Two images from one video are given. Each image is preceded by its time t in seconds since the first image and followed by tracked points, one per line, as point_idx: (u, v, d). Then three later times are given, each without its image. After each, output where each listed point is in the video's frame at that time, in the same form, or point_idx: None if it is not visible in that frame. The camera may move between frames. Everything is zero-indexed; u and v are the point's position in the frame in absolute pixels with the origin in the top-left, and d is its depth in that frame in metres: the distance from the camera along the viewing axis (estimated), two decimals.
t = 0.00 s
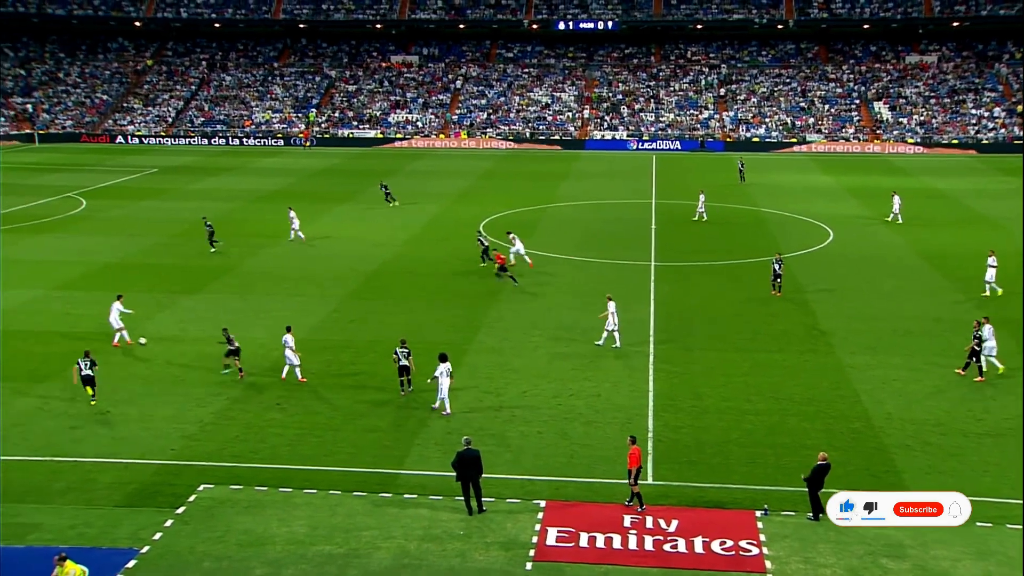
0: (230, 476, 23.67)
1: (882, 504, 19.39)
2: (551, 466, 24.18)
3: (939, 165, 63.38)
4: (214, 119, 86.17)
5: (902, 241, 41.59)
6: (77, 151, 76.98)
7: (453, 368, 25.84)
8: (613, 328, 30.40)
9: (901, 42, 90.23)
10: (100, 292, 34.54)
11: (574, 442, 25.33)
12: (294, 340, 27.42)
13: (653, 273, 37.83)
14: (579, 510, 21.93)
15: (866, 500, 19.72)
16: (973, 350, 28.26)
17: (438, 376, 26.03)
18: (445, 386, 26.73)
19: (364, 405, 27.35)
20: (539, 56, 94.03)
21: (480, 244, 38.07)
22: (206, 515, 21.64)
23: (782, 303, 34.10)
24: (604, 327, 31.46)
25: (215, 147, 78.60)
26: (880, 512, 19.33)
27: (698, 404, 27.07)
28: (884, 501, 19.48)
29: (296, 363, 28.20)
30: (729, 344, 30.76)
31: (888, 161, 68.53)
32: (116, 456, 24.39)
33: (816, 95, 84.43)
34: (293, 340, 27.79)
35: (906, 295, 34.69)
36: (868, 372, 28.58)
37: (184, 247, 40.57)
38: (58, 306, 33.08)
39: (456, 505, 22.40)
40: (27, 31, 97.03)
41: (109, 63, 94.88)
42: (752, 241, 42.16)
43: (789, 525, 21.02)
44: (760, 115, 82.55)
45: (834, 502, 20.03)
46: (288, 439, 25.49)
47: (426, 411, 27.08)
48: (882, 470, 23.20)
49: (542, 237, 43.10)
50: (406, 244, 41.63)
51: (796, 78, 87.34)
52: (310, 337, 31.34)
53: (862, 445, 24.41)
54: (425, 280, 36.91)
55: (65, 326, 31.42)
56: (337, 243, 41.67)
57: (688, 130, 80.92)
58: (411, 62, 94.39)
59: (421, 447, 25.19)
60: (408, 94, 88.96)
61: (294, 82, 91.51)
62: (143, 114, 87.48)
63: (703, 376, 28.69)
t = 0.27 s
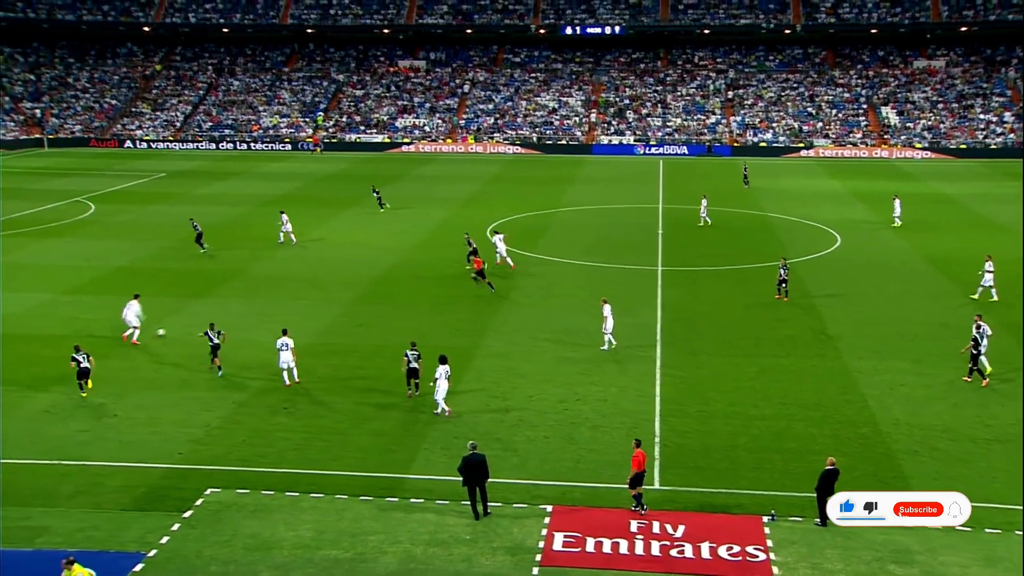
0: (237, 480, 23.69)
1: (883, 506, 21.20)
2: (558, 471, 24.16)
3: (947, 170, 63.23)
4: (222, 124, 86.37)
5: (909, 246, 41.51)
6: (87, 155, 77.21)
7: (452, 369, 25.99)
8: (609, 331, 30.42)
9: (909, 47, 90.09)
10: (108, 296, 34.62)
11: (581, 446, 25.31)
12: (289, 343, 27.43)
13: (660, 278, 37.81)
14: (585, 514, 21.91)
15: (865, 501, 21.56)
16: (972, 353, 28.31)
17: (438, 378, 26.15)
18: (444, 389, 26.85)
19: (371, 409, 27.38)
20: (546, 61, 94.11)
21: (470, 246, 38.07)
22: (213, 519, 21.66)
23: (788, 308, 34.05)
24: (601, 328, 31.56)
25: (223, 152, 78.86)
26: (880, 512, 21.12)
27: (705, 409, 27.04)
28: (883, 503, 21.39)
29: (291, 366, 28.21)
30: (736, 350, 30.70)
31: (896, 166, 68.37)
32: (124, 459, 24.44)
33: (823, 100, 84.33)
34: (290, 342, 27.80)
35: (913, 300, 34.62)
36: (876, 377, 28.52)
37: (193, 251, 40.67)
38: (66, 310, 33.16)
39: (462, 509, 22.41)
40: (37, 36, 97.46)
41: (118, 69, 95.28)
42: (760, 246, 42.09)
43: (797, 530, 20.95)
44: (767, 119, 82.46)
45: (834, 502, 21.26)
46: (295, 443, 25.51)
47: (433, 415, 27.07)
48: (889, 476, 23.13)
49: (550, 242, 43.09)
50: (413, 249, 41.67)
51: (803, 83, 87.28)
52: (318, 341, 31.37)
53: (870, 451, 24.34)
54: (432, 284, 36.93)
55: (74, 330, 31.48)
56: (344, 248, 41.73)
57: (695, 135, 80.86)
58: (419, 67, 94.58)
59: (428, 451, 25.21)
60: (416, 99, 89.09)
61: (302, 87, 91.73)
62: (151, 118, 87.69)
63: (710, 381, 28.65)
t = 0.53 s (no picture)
0: (257, 481, 23.79)
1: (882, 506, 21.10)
2: (577, 473, 24.15)
3: (971, 174, 62.74)
4: (243, 126, 86.75)
5: (931, 250, 41.25)
6: (110, 157, 77.73)
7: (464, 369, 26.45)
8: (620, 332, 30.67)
9: (932, 49, 89.51)
10: (131, 297, 34.84)
11: (600, 449, 25.27)
12: (301, 343, 27.50)
13: (680, 281, 37.72)
14: (604, 517, 21.88)
15: (864, 500, 21.33)
16: (982, 355, 28.31)
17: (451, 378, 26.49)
18: (459, 388, 27.06)
19: (391, 411, 27.44)
20: (567, 64, 94.04)
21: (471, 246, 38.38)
22: (234, 519, 21.76)
23: (809, 311, 33.90)
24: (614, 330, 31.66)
25: (245, 154, 79.34)
26: (880, 512, 21.08)
27: (725, 412, 26.96)
28: (882, 502, 21.28)
29: (301, 368, 28.25)
30: (756, 353, 30.58)
31: (919, 169, 67.87)
32: (147, 459, 24.60)
33: (845, 103, 83.87)
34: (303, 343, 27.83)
35: (935, 305, 34.40)
36: (897, 381, 28.36)
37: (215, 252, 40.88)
38: (89, 310, 33.40)
39: (482, 511, 22.42)
40: (63, 40, 98.25)
41: (141, 71, 95.91)
42: (781, 249, 41.91)
43: (817, 535, 20.85)
44: (788, 122, 82.06)
45: (835, 502, 21.04)
46: (315, 444, 25.60)
47: (453, 417, 27.09)
48: (911, 481, 22.99)
49: (570, 244, 43.07)
50: (433, 251, 41.75)
51: (825, 85, 86.88)
52: (338, 342, 31.47)
53: (891, 455, 24.19)
54: (452, 286, 36.97)
55: (97, 330, 31.71)
56: (365, 250, 41.86)
57: (716, 138, 80.61)
58: (439, 69, 94.75)
59: (447, 453, 25.24)
60: (436, 101, 89.18)
61: (323, 89, 92.04)
62: (174, 120, 88.12)
63: (730, 384, 28.57)
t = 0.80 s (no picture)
0: (284, 483, 23.91)
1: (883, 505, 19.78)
2: (603, 478, 24.09)
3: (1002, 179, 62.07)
4: (273, 130, 87.28)
5: (961, 256, 40.85)
6: (142, 161, 78.45)
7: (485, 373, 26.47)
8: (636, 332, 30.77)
9: (964, 53, 88.75)
10: (160, 299, 35.11)
11: (626, 455, 25.19)
12: (318, 347, 27.37)
13: (706, 286, 37.57)
14: (630, 523, 21.81)
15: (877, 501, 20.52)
16: (998, 360, 28.44)
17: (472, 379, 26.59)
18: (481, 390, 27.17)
19: (417, 414, 27.50)
20: (594, 68, 94.00)
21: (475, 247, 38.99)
22: (260, 520, 21.87)
23: (837, 318, 33.66)
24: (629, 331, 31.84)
25: (274, 158, 80.11)
26: (880, 512, 19.76)
27: (752, 418, 26.82)
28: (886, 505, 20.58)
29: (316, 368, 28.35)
30: (783, 359, 30.41)
31: (950, 175, 67.17)
32: (175, 460, 24.78)
33: (874, 108, 83.29)
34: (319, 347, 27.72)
35: (965, 311, 34.06)
36: (926, 388, 28.10)
37: (243, 255, 41.14)
38: (119, 312, 33.69)
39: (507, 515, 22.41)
40: (96, 45, 99.28)
41: (173, 75, 96.80)
42: (809, 254, 41.65)
43: (844, 543, 20.68)
44: (817, 127, 81.56)
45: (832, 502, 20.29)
46: (341, 447, 25.70)
47: (479, 421, 27.11)
48: (940, 489, 22.78)
49: (596, 249, 43.01)
50: (460, 255, 41.81)
51: (854, 90, 86.34)
52: (364, 346, 31.57)
53: (920, 464, 23.96)
54: (478, 290, 37.00)
55: (126, 331, 31.97)
56: (391, 253, 41.99)
57: (743, 143, 80.32)
58: (467, 73, 95.00)
59: (473, 457, 25.26)
60: (464, 105, 89.42)
61: (351, 94, 92.49)
62: (204, 124, 88.75)
63: (756, 391, 28.42)
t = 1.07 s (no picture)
0: (310, 486, 23.82)
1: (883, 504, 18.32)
2: (630, 485, 23.83)
3: None
4: (300, 132, 87.70)
5: (997, 263, 40.18)
6: (170, 163, 79.09)
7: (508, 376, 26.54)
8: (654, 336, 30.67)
9: (1001, 55, 87.33)
10: (189, 301, 35.21)
11: (654, 461, 24.91)
12: (333, 350, 27.28)
13: (736, 292, 37.20)
14: (657, 530, 21.53)
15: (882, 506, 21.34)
16: None
17: (493, 382, 26.57)
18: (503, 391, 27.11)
19: (443, 418, 27.35)
20: (624, 71, 93.93)
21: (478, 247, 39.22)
22: (286, 524, 21.78)
23: (869, 324, 33.18)
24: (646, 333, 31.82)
25: (301, 160, 80.96)
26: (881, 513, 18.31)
27: (782, 426, 26.45)
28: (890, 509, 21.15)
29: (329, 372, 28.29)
30: (814, 366, 30.01)
31: (985, 180, 66.09)
32: (202, 462, 24.77)
33: (908, 110, 81.94)
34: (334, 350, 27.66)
35: (1000, 319, 33.47)
36: (960, 397, 27.60)
37: (270, 258, 41.23)
38: (148, 314, 33.81)
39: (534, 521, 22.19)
40: (126, 48, 100.24)
41: (202, 78, 97.65)
42: (841, 260, 41.15)
43: (876, 553, 20.28)
44: (849, 131, 80.51)
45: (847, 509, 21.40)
46: (367, 450, 25.60)
47: (506, 426, 26.92)
48: (976, 501, 22.33)
49: (625, 253, 42.74)
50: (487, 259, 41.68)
51: (887, 93, 85.34)
52: (390, 349, 31.49)
53: (954, 474, 23.50)
54: (505, 293, 36.84)
55: (155, 333, 32.06)
56: (418, 257, 41.94)
57: (774, 146, 79.84)
58: (495, 76, 95.14)
59: (499, 462, 25.07)
60: (492, 108, 89.55)
61: (379, 96, 92.86)
62: (232, 127, 89.31)
63: (786, 398, 28.04)
